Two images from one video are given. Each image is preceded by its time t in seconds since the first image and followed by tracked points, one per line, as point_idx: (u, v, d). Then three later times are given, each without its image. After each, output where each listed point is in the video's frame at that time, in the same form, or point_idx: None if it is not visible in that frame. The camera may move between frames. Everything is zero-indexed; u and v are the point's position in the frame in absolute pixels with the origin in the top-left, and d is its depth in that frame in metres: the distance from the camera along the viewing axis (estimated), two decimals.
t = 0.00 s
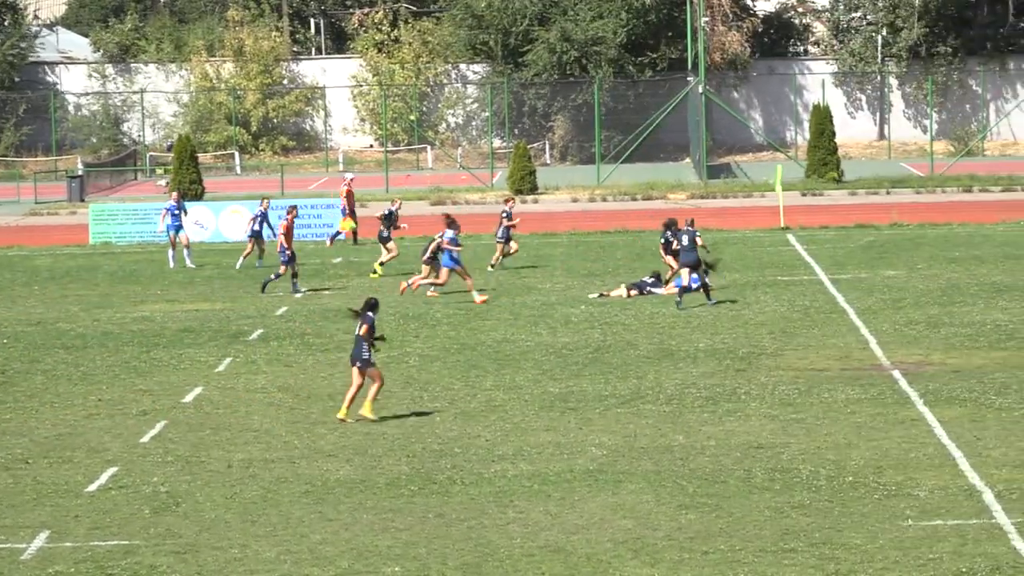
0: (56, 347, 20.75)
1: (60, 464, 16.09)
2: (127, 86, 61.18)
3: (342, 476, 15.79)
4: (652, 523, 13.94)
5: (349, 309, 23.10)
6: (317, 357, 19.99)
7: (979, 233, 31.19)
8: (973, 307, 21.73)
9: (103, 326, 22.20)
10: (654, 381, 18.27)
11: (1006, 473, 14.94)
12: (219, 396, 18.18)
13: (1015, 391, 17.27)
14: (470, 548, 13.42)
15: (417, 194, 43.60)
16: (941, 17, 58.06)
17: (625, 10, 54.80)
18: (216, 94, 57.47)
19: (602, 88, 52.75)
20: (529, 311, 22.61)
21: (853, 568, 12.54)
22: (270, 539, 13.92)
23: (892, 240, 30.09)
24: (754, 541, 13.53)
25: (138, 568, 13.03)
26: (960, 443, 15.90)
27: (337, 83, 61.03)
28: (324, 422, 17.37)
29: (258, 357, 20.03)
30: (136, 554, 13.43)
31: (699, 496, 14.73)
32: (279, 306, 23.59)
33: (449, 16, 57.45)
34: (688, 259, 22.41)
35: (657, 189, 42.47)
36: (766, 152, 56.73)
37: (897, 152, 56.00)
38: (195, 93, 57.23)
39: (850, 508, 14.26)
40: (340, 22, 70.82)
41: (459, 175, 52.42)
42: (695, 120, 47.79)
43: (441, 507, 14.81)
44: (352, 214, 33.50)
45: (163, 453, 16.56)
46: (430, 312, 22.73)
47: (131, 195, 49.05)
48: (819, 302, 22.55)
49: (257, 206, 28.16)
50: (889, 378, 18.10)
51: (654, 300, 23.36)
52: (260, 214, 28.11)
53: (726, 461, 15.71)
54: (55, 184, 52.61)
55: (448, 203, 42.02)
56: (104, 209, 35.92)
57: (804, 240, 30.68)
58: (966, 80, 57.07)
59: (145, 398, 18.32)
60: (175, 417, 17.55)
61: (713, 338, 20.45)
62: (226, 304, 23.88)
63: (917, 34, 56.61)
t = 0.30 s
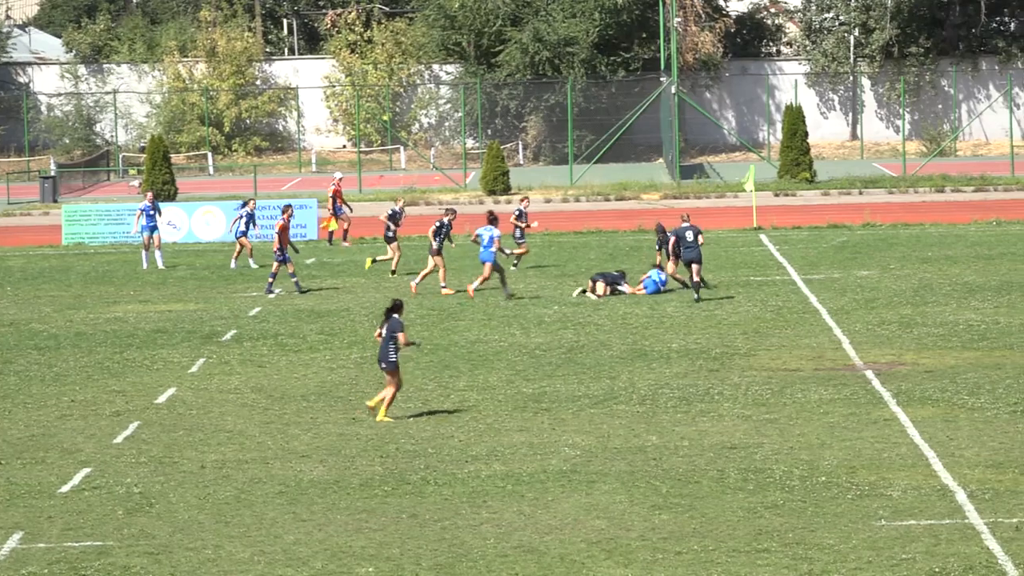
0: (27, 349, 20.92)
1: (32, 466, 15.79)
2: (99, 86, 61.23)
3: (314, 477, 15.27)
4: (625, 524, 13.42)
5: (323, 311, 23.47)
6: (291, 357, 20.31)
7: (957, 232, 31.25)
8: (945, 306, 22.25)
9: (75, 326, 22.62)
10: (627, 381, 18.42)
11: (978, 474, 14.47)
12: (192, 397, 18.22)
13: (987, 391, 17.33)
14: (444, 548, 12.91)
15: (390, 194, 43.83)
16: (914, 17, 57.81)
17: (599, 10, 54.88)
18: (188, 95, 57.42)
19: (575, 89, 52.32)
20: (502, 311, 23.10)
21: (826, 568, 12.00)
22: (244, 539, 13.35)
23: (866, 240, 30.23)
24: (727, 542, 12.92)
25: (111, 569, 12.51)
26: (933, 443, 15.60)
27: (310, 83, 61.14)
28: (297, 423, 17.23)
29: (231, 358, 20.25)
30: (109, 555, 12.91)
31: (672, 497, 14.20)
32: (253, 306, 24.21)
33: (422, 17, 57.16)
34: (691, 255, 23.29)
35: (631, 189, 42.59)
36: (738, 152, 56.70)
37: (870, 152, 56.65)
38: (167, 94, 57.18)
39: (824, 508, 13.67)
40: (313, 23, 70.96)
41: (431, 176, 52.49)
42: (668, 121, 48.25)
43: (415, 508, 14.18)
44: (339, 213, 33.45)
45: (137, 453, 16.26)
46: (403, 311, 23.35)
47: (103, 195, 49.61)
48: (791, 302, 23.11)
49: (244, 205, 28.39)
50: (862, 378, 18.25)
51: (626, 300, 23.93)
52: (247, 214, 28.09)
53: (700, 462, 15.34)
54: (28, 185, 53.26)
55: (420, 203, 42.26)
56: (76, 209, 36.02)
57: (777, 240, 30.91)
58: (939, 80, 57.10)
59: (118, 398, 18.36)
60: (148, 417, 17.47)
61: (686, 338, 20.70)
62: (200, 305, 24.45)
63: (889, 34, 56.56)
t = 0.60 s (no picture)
0: (15, 349, 20.96)
1: (20, 466, 15.65)
2: (87, 86, 61.35)
3: (303, 477, 15.11)
4: (613, 524, 13.32)
5: (311, 311, 23.48)
6: (280, 357, 20.33)
7: (946, 232, 31.24)
8: (933, 306, 22.24)
9: (63, 326, 22.65)
10: (615, 382, 18.45)
11: (966, 474, 14.43)
12: (180, 397, 18.23)
13: (974, 391, 17.33)
14: (432, 548, 12.80)
15: (378, 194, 43.83)
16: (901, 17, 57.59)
17: (586, 10, 54.70)
18: (175, 95, 57.51)
19: (563, 89, 52.97)
20: (491, 311, 23.14)
21: (814, 568, 11.92)
22: (233, 539, 13.19)
23: (854, 240, 30.22)
24: (716, 542, 12.82)
25: (100, 570, 12.37)
26: (921, 443, 15.55)
27: (298, 84, 60.98)
28: (285, 422, 17.18)
29: (220, 358, 20.25)
30: (98, 556, 12.77)
31: (660, 497, 14.09)
32: (241, 306, 24.22)
33: (411, 17, 57.31)
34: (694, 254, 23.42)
35: (619, 189, 42.57)
36: (724, 153, 56.76)
37: (858, 152, 56.80)
38: (154, 94, 57.24)
39: (812, 508, 13.57)
40: (301, 23, 71.10)
41: (419, 176, 52.49)
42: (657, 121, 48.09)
43: (403, 508, 14.02)
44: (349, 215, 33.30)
45: (125, 453, 16.13)
46: (392, 310, 23.42)
47: (92, 195, 49.63)
48: (779, 302, 23.10)
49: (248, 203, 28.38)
50: (850, 378, 18.27)
51: (614, 299, 23.97)
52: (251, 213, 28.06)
53: (688, 461, 15.25)
54: (17, 185, 53.34)
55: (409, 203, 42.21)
56: (64, 210, 36.03)
57: (765, 240, 30.94)
58: (926, 80, 57.36)
59: (107, 398, 18.36)
60: (136, 417, 17.42)
61: (674, 338, 20.73)
62: (188, 304, 24.47)
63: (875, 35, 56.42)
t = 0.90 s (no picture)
0: (11, 348, 20.98)
1: (16, 466, 15.63)
2: (83, 87, 61.36)
3: (299, 477, 15.11)
4: (610, 524, 13.31)
5: (307, 312, 23.49)
6: (276, 357, 20.33)
7: (943, 232, 31.20)
8: (930, 306, 22.23)
9: (58, 326, 22.64)
10: (612, 382, 18.45)
11: (962, 473, 14.42)
12: (176, 397, 18.23)
13: (970, 391, 17.33)
14: (429, 548, 12.79)
15: (374, 194, 43.83)
16: (897, 17, 57.45)
17: (581, 10, 54.90)
18: (171, 95, 57.38)
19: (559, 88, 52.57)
20: (487, 311, 23.14)
21: (811, 568, 11.91)
22: (229, 539, 13.19)
23: (850, 240, 30.22)
24: (712, 542, 12.82)
25: (96, 571, 12.36)
26: (917, 443, 15.54)
27: (294, 84, 60.97)
28: (281, 423, 17.17)
29: (216, 358, 20.25)
30: (95, 556, 12.77)
31: (656, 497, 14.09)
32: (238, 306, 24.22)
33: (406, 17, 57.22)
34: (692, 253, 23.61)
35: (614, 189, 42.57)
36: (721, 153, 56.91)
37: (854, 151, 56.85)
38: (150, 94, 57.15)
39: (808, 508, 13.57)
40: (297, 23, 71.13)
41: (416, 176, 52.51)
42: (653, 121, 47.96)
43: (399, 508, 14.03)
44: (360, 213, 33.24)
45: (121, 453, 16.12)
46: (388, 311, 23.40)
47: (89, 195, 49.61)
48: (776, 302, 23.11)
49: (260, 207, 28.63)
50: (847, 378, 18.27)
51: (610, 299, 23.98)
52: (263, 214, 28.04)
53: (684, 461, 15.25)
54: (14, 185, 53.36)
55: (404, 203, 42.20)
56: (60, 210, 36.05)
57: (761, 240, 30.94)
58: (922, 80, 57.40)
59: (103, 398, 18.36)
60: (133, 417, 17.41)
61: (670, 338, 20.74)
62: (184, 305, 24.48)
63: (871, 35, 56.34)
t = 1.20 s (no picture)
0: (12, 349, 21.00)
1: (17, 466, 15.63)
2: (84, 87, 61.34)
3: (299, 477, 15.10)
4: (610, 524, 13.31)
5: (307, 312, 23.49)
6: (276, 357, 20.33)
7: (944, 232, 31.19)
8: (930, 306, 22.23)
9: (58, 326, 22.65)
10: (612, 382, 18.46)
11: (963, 474, 14.42)
12: (176, 397, 18.23)
13: (971, 391, 17.33)
14: (429, 548, 12.79)
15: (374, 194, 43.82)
16: (897, 17, 57.53)
17: (580, 10, 54.84)
18: (172, 95, 57.42)
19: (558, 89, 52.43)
20: (488, 312, 23.14)
21: (811, 568, 11.91)
22: (229, 539, 13.18)
23: (850, 240, 30.22)
24: (712, 542, 12.81)
25: (97, 571, 12.35)
26: (917, 443, 15.54)
27: (294, 84, 60.98)
28: (282, 423, 17.16)
29: (216, 358, 20.25)
30: (95, 556, 12.77)
31: (657, 497, 14.08)
32: (238, 306, 24.23)
33: (406, 18, 57.22)
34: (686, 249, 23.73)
35: (615, 189, 42.54)
36: (722, 153, 56.92)
37: (854, 152, 56.84)
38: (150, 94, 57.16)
39: (808, 508, 13.56)
40: (297, 23, 71.16)
41: (417, 176, 52.51)
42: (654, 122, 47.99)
43: (400, 508, 14.02)
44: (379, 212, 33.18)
45: (121, 453, 16.12)
46: (388, 311, 23.39)
47: (90, 195, 49.59)
48: (776, 302, 23.10)
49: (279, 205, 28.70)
50: (847, 378, 18.27)
51: (610, 300, 23.97)
52: (280, 214, 28.06)
53: (684, 461, 15.24)
54: (13, 185, 53.36)
55: (405, 203, 42.22)
56: (60, 210, 36.08)
57: (762, 240, 30.92)
58: (922, 80, 57.40)
59: (104, 398, 18.37)
60: (133, 417, 17.41)
61: (670, 338, 20.75)
62: (184, 305, 24.48)
63: (871, 34, 56.47)
